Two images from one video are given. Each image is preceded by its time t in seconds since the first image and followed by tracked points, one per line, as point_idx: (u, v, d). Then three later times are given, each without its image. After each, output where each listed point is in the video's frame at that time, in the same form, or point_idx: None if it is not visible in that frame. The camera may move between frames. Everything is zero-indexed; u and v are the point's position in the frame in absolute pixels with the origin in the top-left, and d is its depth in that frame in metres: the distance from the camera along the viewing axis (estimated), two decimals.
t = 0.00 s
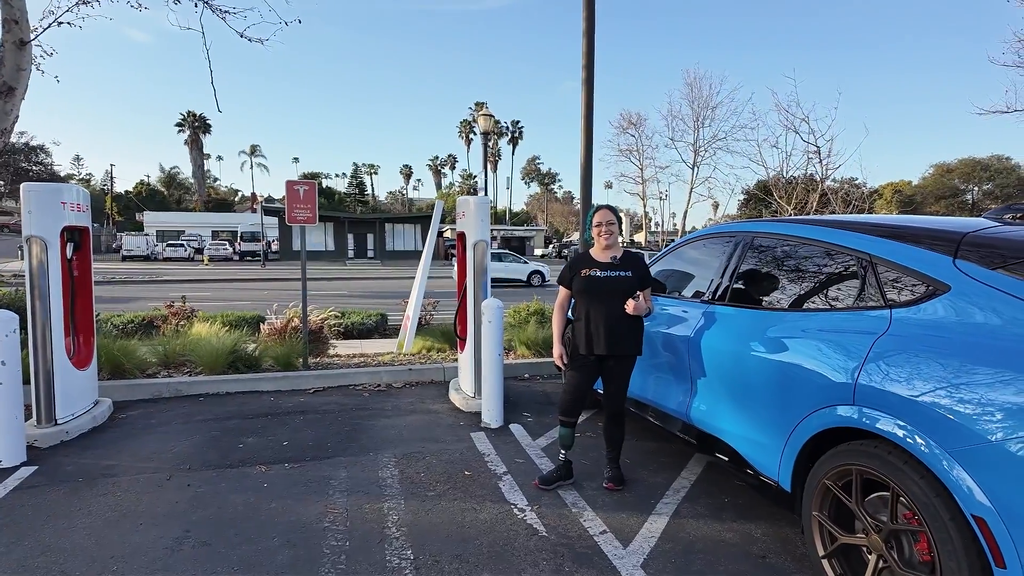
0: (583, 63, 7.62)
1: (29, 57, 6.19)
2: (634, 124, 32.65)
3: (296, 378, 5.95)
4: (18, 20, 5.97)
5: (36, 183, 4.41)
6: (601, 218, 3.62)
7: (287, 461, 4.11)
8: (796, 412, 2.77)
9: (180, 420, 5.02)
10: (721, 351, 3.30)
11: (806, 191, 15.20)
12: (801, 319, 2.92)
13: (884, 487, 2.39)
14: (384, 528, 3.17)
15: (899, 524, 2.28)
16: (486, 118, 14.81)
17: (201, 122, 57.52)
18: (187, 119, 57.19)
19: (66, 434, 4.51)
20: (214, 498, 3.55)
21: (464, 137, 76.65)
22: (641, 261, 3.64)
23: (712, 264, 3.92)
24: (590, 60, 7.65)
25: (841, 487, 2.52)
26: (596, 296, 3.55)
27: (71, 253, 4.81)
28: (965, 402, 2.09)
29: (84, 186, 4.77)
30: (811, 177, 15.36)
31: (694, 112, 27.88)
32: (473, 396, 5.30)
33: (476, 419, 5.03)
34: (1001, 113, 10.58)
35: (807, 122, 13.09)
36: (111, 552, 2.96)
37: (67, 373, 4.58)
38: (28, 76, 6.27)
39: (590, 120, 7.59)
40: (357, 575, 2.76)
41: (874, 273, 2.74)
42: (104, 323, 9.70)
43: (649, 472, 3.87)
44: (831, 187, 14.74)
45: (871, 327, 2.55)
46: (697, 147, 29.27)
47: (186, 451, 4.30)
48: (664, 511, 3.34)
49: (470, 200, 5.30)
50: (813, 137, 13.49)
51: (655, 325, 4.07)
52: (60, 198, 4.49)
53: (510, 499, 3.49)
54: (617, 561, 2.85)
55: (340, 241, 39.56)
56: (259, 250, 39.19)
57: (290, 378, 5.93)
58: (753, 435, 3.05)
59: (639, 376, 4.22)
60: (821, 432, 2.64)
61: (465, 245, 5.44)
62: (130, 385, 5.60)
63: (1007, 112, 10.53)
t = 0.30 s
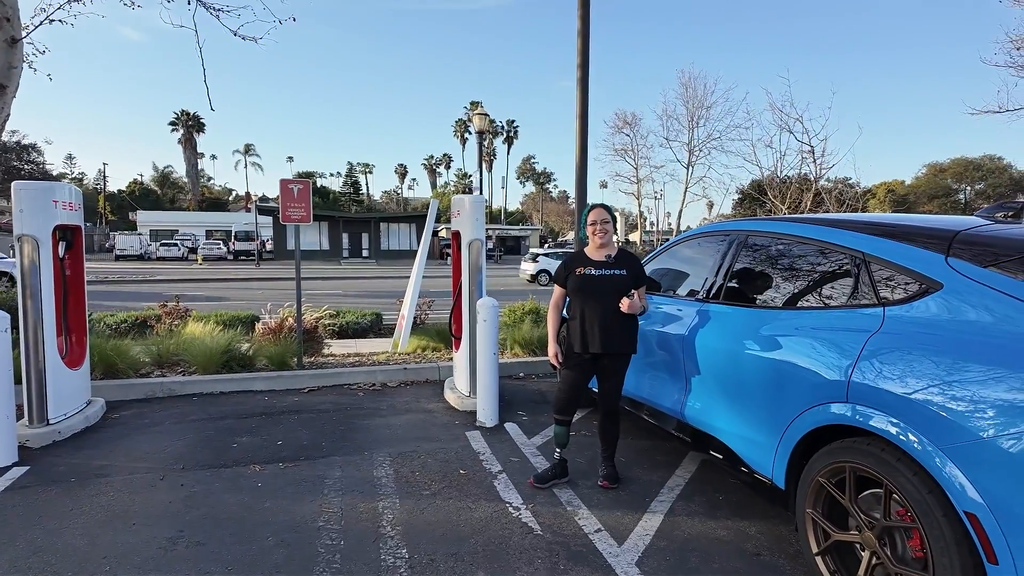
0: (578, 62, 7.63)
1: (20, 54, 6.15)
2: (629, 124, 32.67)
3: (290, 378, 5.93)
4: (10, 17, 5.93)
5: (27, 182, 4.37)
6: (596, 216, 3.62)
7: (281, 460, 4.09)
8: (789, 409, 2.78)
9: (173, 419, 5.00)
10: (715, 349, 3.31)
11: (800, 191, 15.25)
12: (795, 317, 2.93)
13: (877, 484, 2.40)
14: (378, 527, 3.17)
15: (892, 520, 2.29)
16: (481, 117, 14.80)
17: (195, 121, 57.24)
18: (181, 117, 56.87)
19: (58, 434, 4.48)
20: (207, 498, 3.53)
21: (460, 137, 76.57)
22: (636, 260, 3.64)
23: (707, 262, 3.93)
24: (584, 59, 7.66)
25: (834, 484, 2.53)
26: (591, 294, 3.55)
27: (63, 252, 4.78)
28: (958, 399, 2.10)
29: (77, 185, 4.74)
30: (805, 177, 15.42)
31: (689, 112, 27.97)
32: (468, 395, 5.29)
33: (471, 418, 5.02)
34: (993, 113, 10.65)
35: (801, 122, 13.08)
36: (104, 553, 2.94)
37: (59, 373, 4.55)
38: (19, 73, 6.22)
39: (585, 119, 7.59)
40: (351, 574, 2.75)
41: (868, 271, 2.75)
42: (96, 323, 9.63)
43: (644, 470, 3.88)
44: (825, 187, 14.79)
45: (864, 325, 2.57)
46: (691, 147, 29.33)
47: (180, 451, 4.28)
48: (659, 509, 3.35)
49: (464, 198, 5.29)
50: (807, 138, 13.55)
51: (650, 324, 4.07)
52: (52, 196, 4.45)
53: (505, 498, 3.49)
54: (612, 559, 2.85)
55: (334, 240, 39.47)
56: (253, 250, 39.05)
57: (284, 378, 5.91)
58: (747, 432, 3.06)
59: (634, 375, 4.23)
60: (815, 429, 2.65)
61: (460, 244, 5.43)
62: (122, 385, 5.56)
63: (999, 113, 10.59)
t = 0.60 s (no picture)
0: (574, 61, 7.62)
1: (13, 52, 6.11)
2: (625, 123, 32.69)
3: (286, 378, 5.91)
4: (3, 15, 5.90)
5: (20, 180, 4.34)
6: (593, 216, 3.62)
7: (277, 460, 4.08)
8: (785, 408, 2.79)
9: (169, 419, 4.98)
10: (711, 348, 3.32)
11: (796, 190, 15.30)
12: (790, 316, 2.94)
13: (873, 483, 2.41)
14: (375, 527, 3.16)
15: (887, 519, 2.30)
16: (477, 116, 14.79)
17: (189, 119, 57.02)
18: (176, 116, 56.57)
19: (53, 434, 4.45)
20: (203, 498, 3.52)
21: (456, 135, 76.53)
22: (632, 259, 3.64)
23: (702, 261, 3.93)
24: (581, 58, 7.65)
25: (830, 483, 2.54)
26: (587, 293, 3.55)
27: (56, 251, 4.74)
28: (952, 398, 2.11)
29: (70, 184, 4.71)
30: (800, 177, 15.48)
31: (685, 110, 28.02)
32: (465, 394, 5.29)
33: (468, 417, 5.02)
34: (987, 112, 10.69)
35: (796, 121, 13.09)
36: (99, 554, 2.93)
37: (54, 373, 4.53)
38: (12, 71, 6.19)
39: (581, 118, 7.59)
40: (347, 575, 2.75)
41: (863, 271, 2.76)
42: (90, 323, 9.57)
43: (640, 469, 3.88)
44: (820, 186, 14.84)
45: (860, 324, 2.57)
46: (687, 147, 29.37)
47: (175, 451, 4.26)
48: (656, 508, 3.35)
49: (461, 197, 5.28)
50: (802, 138, 13.61)
51: (646, 323, 4.08)
52: (46, 195, 4.42)
53: (502, 497, 3.49)
54: (609, 558, 2.86)
55: (330, 240, 39.38)
56: (249, 250, 38.93)
57: (280, 377, 5.89)
58: (743, 431, 3.07)
59: (630, 374, 4.23)
60: (811, 428, 2.66)
61: (456, 243, 5.42)
62: (117, 385, 5.53)
63: (993, 112, 10.62)
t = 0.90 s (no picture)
0: (570, 62, 7.64)
1: (8, 52, 6.09)
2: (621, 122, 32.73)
3: (281, 378, 5.91)
4: None
5: (14, 181, 4.32)
6: (588, 217, 3.63)
7: (272, 461, 4.08)
8: (778, 408, 2.80)
9: (163, 420, 4.97)
10: (706, 349, 3.33)
11: (790, 190, 15.36)
12: (784, 317, 2.96)
13: (864, 483, 2.42)
14: (370, 528, 3.17)
15: (878, 519, 2.31)
16: (473, 116, 14.80)
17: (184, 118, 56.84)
18: (171, 115, 56.31)
19: (46, 435, 4.44)
20: (198, 499, 3.52)
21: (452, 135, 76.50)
22: (626, 260, 3.66)
23: (697, 262, 3.95)
24: (577, 59, 7.67)
25: (822, 483, 2.56)
26: (582, 294, 3.56)
27: (50, 252, 4.73)
28: (944, 398, 2.13)
29: (65, 185, 4.70)
30: (796, 177, 15.54)
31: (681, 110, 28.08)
32: (460, 394, 5.30)
33: (463, 418, 5.02)
34: (980, 113, 10.75)
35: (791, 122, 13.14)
36: (93, 556, 2.92)
37: (48, 374, 4.52)
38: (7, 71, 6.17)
39: (577, 118, 7.60)
40: None
41: (856, 272, 2.77)
42: (86, 323, 9.55)
43: (635, 469, 3.90)
44: (814, 186, 14.91)
45: (852, 326, 2.59)
46: (683, 147, 29.43)
47: (170, 452, 4.25)
48: (650, 508, 3.37)
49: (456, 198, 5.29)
50: (797, 138, 13.69)
51: (641, 323, 4.09)
52: (40, 196, 4.41)
53: (497, 498, 3.50)
54: (603, 559, 2.87)
55: (326, 239, 39.33)
56: (244, 249, 38.84)
57: (275, 378, 5.89)
58: (737, 432, 3.08)
59: (625, 374, 4.25)
60: (804, 429, 2.67)
61: (452, 243, 5.43)
62: (111, 385, 5.52)
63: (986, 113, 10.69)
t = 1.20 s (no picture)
0: (562, 61, 7.64)
1: None
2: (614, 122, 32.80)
3: (273, 379, 5.88)
4: None
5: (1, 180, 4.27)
6: (580, 216, 3.63)
7: (263, 462, 4.06)
8: (769, 407, 2.81)
9: (153, 421, 4.93)
10: (697, 348, 3.34)
11: (782, 190, 15.44)
12: (774, 316, 2.97)
13: (854, 481, 2.44)
14: (361, 528, 3.16)
15: (868, 516, 2.33)
16: (466, 115, 14.76)
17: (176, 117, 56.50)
18: (162, 114, 55.95)
19: (34, 437, 4.39)
20: (188, 500, 3.50)
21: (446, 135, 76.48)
22: (618, 259, 3.66)
23: (689, 262, 3.96)
24: (569, 58, 7.67)
25: (812, 481, 2.57)
26: (574, 293, 3.57)
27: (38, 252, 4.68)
28: (933, 396, 2.14)
29: (52, 184, 4.65)
30: (787, 177, 15.63)
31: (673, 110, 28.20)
32: (453, 394, 5.29)
33: (455, 418, 5.02)
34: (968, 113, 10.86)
35: (782, 122, 13.21)
36: (81, 558, 2.90)
37: (35, 375, 4.47)
38: None
39: (570, 118, 7.61)
40: None
41: (845, 271, 2.79)
42: (75, 323, 9.47)
43: (627, 468, 3.90)
44: (806, 185, 15.01)
45: (842, 324, 2.61)
46: (676, 147, 29.53)
47: (160, 453, 4.22)
48: (642, 507, 3.37)
49: (449, 197, 5.29)
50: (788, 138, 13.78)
51: (633, 323, 4.10)
52: (27, 195, 4.36)
53: (489, 497, 3.50)
54: (595, 557, 2.87)
55: (319, 239, 39.19)
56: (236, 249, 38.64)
57: (267, 378, 5.86)
58: (728, 430, 3.09)
59: (617, 373, 4.25)
60: (794, 427, 2.69)
61: (444, 243, 5.41)
62: (101, 386, 5.48)
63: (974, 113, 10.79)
